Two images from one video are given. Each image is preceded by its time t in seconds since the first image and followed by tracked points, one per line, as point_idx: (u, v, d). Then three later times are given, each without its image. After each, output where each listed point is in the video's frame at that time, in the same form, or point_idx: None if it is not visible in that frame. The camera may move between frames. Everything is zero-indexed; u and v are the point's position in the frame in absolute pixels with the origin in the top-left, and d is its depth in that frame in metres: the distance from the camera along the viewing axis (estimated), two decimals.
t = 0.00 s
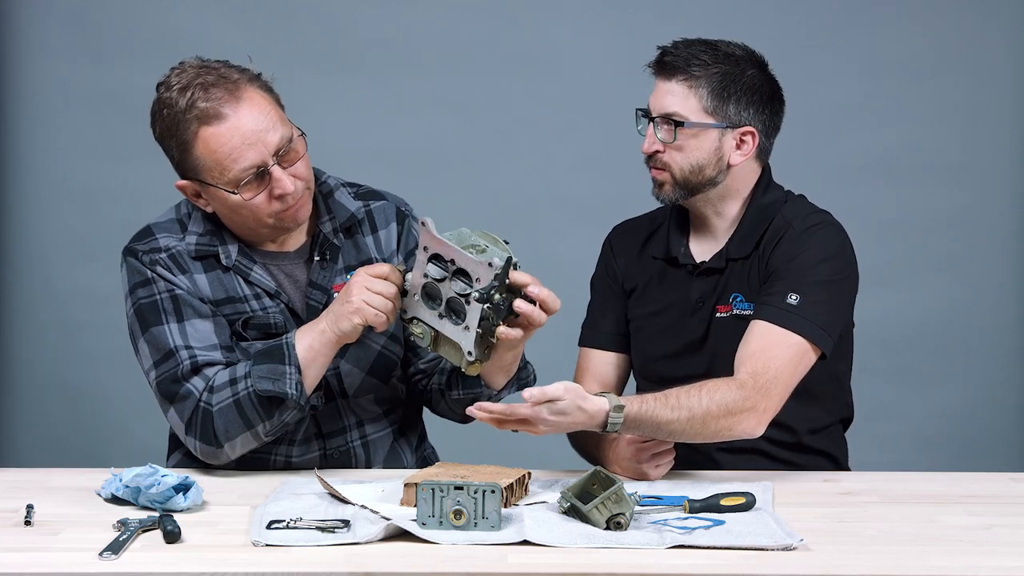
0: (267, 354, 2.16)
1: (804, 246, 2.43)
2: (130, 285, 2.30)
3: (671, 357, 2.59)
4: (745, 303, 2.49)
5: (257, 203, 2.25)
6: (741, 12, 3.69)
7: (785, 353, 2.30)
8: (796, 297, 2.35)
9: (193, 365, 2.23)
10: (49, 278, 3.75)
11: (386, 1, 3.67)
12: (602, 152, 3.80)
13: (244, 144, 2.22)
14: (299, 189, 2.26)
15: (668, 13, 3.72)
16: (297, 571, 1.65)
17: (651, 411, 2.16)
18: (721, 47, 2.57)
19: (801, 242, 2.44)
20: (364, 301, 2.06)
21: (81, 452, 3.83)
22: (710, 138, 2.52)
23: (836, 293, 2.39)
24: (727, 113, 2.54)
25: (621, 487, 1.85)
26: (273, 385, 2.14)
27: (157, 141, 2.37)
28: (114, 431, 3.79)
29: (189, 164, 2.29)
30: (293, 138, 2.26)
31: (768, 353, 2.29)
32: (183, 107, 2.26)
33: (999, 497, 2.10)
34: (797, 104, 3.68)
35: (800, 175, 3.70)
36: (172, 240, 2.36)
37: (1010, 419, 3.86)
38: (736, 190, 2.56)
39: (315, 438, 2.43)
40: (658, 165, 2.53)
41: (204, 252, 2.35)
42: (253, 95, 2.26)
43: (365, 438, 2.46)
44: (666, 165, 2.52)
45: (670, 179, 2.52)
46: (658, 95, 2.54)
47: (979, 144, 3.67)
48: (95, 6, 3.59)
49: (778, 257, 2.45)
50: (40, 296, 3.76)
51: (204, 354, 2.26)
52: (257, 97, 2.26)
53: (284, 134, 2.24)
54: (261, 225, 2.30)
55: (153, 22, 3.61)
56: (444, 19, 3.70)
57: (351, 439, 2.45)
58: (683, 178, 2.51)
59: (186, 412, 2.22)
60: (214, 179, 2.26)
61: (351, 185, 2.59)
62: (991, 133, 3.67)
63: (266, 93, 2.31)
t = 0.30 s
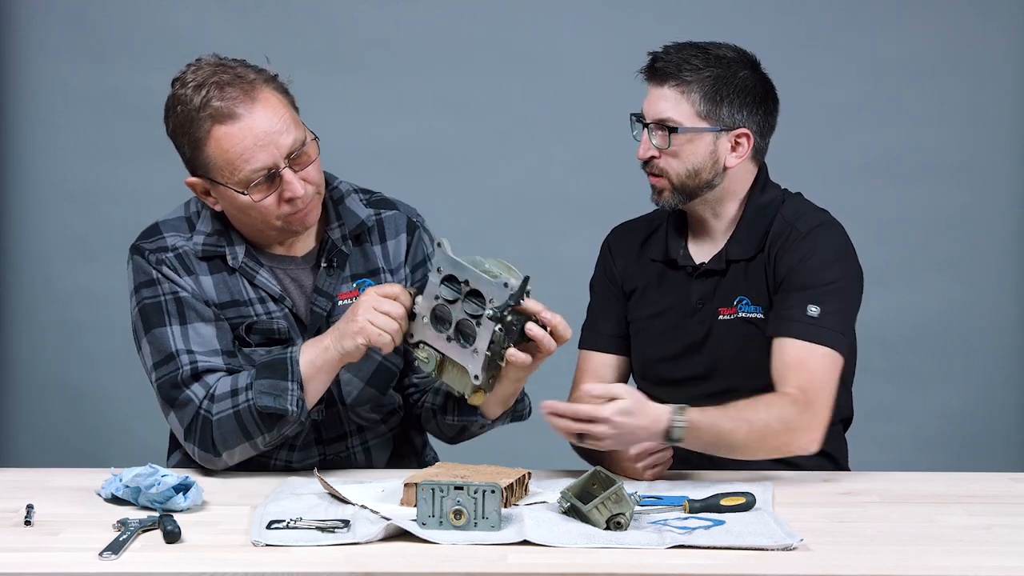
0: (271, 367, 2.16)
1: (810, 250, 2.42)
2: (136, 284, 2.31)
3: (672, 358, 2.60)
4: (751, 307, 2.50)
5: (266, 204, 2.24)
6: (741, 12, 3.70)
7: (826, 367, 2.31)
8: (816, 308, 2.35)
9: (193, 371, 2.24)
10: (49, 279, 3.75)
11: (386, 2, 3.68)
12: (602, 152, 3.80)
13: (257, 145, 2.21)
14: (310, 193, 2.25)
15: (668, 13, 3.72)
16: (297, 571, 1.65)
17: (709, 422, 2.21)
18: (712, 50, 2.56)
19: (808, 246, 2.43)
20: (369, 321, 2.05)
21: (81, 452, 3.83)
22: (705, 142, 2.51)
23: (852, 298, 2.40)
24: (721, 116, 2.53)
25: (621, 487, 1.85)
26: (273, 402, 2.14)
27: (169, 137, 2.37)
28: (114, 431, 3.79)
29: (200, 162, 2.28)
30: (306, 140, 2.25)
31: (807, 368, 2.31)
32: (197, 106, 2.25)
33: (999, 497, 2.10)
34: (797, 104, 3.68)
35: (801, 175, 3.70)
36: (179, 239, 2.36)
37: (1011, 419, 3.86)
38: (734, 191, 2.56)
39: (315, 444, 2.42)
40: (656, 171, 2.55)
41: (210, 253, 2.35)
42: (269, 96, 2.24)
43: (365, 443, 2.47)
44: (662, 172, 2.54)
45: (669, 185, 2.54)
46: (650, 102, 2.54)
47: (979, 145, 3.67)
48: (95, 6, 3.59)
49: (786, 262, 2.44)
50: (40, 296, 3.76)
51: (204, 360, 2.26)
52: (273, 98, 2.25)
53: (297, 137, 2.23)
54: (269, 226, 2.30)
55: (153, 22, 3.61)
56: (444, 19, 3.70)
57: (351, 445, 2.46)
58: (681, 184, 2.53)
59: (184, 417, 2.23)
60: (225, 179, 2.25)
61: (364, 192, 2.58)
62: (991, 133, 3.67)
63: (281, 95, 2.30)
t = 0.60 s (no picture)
0: (271, 396, 2.17)
1: (835, 263, 2.46)
2: (139, 282, 2.31)
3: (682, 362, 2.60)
4: (769, 313, 2.52)
5: (277, 211, 2.23)
6: (741, 12, 3.69)
7: (880, 376, 2.42)
8: (861, 323, 2.43)
9: (188, 379, 2.25)
10: (49, 279, 3.75)
11: (386, 2, 3.68)
12: (602, 152, 3.80)
13: (270, 151, 2.19)
14: (321, 201, 2.24)
15: (669, 13, 3.72)
16: (297, 571, 1.65)
17: (794, 447, 2.21)
18: (717, 52, 2.59)
19: (834, 257, 2.46)
20: (373, 363, 2.02)
21: (80, 452, 3.83)
22: (713, 144, 2.53)
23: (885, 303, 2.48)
24: (729, 116, 2.56)
25: (621, 487, 1.84)
26: (270, 432, 2.16)
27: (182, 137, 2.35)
28: (114, 431, 3.79)
29: (212, 165, 2.26)
30: (320, 149, 2.23)
31: (867, 380, 2.42)
32: (212, 108, 2.23)
33: (999, 497, 2.10)
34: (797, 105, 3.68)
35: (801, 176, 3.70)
36: (187, 238, 2.35)
37: (1010, 419, 3.86)
38: (739, 194, 2.58)
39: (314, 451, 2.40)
40: (662, 173, 2.54)
41: (217, 255, 2.34)
42: (285, 103, 2.22)
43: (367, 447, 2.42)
44: (669, 174, 2.53)
45: (675, 187, 2.53)
46: (657, 103, 2.55)
47: (979, 145, 3.67)
48: (95, 6, 3.59)
49: (813, 273, 2.47)
50: (40, 296, 3.76)
51: (200, 367, 2.27)
52: (288, 105, 2.22)
53: (311, 145, 2.21)
54: (278, 232, 2.29)
55: (153, 22, 3.61)
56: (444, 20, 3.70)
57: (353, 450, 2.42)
58: (688, 186, 2.53)
59: (177, 423, 2.25)
60: (236, 184, 2.24)
61: (377, 200, 2.56)
62: (991, 133, 3.67)
63: (298, 100, 2.27)
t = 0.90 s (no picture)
0: (263, 418, 2.18)
1: (860, 274, 2.47)
2: (142, 284, 2.33)
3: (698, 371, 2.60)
4: (790, 322, 2.53)
5: (283, 216, 2.23)
6: (741, 12, 3.69)
7: (892, 390, 2.45)
8: (880, 336, 2.45)
9: (184, 386, 2.25)
10: (49, 279, 3.75)
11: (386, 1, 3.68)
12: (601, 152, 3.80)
13: (280, 155, 2.18)
14: (328, 206, 2.24)
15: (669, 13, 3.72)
16: (297, 571, 1.65)
17: (808, 463, 2.19)
18: (732, 55, 2.59)
19: (858, 268, 2.48)
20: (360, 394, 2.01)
21: (80, 452, 3.83)
22: (732, 149, 2.52)
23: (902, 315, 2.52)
24: (747, 120, 2.55)
25: (621, 487, 1.84)
26: (260, 454, 2.16)
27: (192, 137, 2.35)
28: (114, 430, 3.79)
29: (220, 166, 2.26)
30: (330, 154, 2.22)
31: (881, 393, 2.44)
32: (224, 109, 2.23)
33: (999, 497, 2.10)
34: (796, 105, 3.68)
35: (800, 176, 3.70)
36: (191, 240, 2.36)
37: (1010, 419, 3.86)
38: (758, 199, 2.58)
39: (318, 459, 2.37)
40: (679, 180, 2.52)
41: (221, 258, 2.35)
42: (296, 106, 2.22)
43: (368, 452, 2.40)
44: (687, 180, 2.52)
45: (694, 194, 2.52)
46: (672, 109, 2.53)
47: (979, 145, 3.67)
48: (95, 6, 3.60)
49: (836, 283, 2.48)
50: (39, 296, 3.76)
51: (197, 373, 2.27)
52: (300, 109, 2.22)
53: (321, 150, 2.20)
54: (283, 236, 2.29)
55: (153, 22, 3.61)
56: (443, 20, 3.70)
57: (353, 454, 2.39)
58: (707, 191, 2.52)
59: (173, 430, 2.25)
60: (244, 185, 2.23)
61: (384, 203, 2.56)
62: (991, 133, 3.67)
63: (309, 105, 2.27)
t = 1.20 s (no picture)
0: (257, 428, 2.16)
1: (864, 278, 2.49)
2: (143, 283, 2.33)
3: (703, 380, 2.60)
4: (796, 329, 2.53)
5: (286, 213, 2.23)
6: (741, 12, 3.69)
7: (895, 393, 2.46)
8: (884, 339, 2.46)
9: (182, 387, 2.26)
10: (49, 279, 3.75)
11: (386, 2, 3.68)
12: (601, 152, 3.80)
13: (286, 151, 2.18)
14: (331, 206, 2.24)
15: (668, 13, 3.72)
16: (297, 571, 1.65)
17: (803, 465, 2.19)
18: (738, 68, 2.57)
19: (863, 270, 2.49)
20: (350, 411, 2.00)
21: (79, 452, 3.83)
22: (741, 163, 2.51)
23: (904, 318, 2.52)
24: (756, 134, 2.54)
25: (621, 488, 1.84)
26: (251, 464, 2.15)
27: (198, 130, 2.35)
28: (114, 430, 3.79)
29: (225, 160, 2.26)
30: (335, 154, 2.22)
31: (884, 396, 2.44)
32: (232, 103, 2.23)
33: (999, 497, 2.10)
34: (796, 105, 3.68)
35: (800, 176, 3.70)
36: (193, 240, 2.36)
37: (1010, 418, 3.86)
38: (766, 208, 2.58)
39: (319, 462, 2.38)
40: (688, 194, 2.51)
41: (223, 258, 2.35)
42: (305, 104, 2.22)
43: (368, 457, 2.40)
44: (696, 195, 2.50)
45: (703, 208, 2.51)
46: (680, 123, 2.51)
47: (979, 145, 3.67)
48: (95, 6, 3.60)
49: (840, 287, 2.50)
50: (39, 296, 3.76)
51: (195, 374, 2.27)
52: (308, 107, 2.22)
53: (327, 149, 2.21)
54: (285, 234, 2.28)
55: (153, 22, 3.61)
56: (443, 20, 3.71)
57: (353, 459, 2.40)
58: (716, 205, 2.50)
59: (171, 431, 2.26)
60: (248, 181, 2.23)
61: (387, 205, 2.56)
62: (991, 133, 3.67)
63: (317, 104, 2.27)
